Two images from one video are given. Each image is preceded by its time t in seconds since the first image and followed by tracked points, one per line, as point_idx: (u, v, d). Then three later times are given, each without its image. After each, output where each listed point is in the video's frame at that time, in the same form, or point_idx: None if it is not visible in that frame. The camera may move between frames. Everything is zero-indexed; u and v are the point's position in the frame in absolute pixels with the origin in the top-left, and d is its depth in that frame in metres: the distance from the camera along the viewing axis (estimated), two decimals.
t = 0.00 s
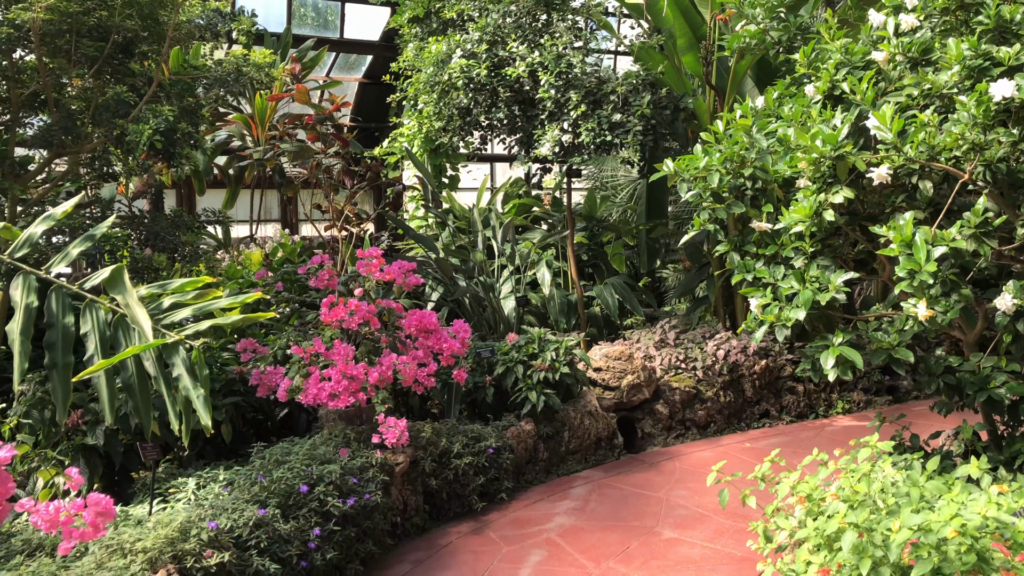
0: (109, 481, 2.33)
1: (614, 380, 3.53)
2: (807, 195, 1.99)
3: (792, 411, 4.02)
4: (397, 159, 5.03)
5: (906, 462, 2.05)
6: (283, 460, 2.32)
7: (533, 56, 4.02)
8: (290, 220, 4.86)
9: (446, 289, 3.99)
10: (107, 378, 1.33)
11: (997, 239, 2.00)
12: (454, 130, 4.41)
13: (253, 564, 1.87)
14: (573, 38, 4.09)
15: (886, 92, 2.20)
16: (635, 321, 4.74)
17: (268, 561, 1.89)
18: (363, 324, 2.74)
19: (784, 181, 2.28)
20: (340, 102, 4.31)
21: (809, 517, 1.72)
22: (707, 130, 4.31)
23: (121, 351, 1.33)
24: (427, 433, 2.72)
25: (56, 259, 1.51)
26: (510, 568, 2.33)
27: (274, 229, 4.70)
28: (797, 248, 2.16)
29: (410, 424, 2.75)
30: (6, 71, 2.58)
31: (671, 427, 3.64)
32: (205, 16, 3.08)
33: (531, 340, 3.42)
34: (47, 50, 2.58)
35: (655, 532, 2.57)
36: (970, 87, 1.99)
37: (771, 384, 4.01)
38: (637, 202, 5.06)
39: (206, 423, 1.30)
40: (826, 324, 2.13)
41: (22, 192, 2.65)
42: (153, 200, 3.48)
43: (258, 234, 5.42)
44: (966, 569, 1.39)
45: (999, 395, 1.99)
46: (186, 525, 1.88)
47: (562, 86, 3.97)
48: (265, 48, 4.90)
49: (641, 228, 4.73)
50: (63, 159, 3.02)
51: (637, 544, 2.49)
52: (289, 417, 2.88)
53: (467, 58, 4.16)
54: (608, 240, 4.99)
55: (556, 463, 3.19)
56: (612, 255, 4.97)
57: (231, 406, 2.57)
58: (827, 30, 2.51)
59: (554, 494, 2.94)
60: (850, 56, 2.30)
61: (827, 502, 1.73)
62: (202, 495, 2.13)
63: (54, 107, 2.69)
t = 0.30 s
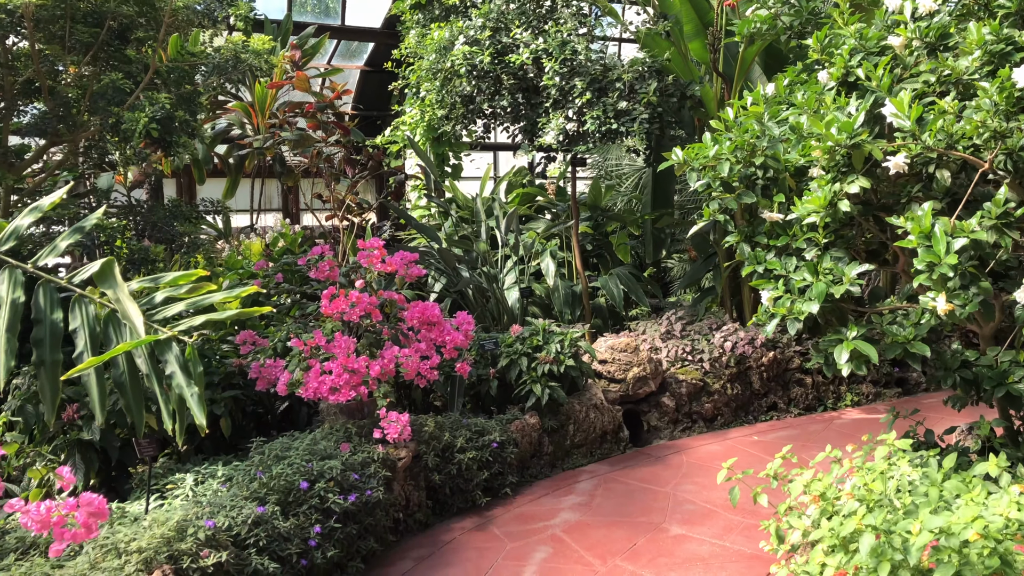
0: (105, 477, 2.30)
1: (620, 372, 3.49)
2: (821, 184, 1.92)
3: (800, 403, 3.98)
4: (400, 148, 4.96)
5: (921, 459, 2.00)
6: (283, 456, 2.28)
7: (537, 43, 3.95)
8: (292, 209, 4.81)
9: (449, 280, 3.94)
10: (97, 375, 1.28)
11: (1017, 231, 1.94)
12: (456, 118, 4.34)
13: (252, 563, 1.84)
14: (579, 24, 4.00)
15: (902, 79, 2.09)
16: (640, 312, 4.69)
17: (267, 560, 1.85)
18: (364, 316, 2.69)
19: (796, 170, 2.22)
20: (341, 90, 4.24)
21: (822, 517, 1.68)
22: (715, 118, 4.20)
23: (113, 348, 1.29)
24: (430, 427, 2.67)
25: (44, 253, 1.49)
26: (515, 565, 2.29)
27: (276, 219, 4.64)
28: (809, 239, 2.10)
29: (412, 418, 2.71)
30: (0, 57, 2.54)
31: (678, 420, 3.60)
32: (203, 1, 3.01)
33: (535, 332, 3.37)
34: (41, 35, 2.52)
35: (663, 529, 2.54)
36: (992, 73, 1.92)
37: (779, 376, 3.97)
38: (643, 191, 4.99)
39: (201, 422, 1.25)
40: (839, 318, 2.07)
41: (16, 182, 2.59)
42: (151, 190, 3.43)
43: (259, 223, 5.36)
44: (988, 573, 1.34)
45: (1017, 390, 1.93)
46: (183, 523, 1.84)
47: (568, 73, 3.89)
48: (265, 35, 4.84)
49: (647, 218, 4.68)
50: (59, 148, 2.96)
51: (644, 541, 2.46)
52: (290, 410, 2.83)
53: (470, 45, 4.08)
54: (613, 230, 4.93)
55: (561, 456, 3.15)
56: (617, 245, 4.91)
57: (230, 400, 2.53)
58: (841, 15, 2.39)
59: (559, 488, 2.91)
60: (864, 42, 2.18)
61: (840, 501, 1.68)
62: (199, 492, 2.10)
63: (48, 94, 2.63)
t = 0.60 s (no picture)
0: (104, 475, 2.25)
1: (628, 368, 3.42)
2: (843, 175, 1.84)
3: (811, 399, 3.92)
4: (404, 140, 4.89)
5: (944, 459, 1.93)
6: (284, 454, 2.22)
7: (544, 32, 3.87)
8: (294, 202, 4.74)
9: (454, 273, 3.87)
10: (86, 376, 1.26)
11: None
12: (461, 109, 4.27)
13: (253, 565, 1.78)
14: (586, 13, 3.92)
15: (923, 66, 2.03)
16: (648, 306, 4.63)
17: (268, 562, 1.80)
18: (368, 311, 2.62)
19: (814, 161, 2.14)
20: (344, 80, 4.16)
21: (844, 521, 1.61)
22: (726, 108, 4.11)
23: (102, 346, 1.26)
24: (436, 425, 2.61)
25: (32, 247, 1.53)
26: (523, 566, 2.23)
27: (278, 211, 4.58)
28: (828, 232, 2.02)
29: (418, 415, 2.65)
30: None
31: (687, 417, 3.54)
32: None
33: (542, 326, 3.31)
34: (36, 23, 2.46)
35: (674, 529, 2.49)
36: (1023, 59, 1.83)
37: (790, 372, 3.92)
38: (650, 183, 4.91)
39: (195, 426, 1.24)
40: (859, 313, 2.00)
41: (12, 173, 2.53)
42: (151, 182, 3.36)
43: (261, 216, 5.30)
44: None
45: None
46: (182, 525, 1.78)
47: (575, 62, 3.80)
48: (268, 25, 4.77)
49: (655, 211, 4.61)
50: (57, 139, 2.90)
51: (655, 541, 2.40)
52: (293, 407, 2.77)
53: (476, 34, 4.00)
54: (620, 223, 4.86)
55: (569, 454, 3.09)
56: (625, 239, 4.84)
57: (231, 396, 2.47)
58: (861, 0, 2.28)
59: (567, 486, 2.85)
60: (885, 28, 2.08)
61: (863, 505, 1.61)
62: (199, 492, 2.05)
63: (45, 84, 2.57)
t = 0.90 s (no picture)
0: (100, 476, 2.18)
1: (638, 365, 3.34)
2: (871, 164, 1.76)
3: (823, 396, 3.84)
4: (406, 132, 4.80)
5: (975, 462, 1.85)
6: (286, 455, 2.14)
7: (551, 20, 3.78)
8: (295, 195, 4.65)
9: (459, 268, 3.79)
10: (75, 376, 1.19)
11: None
12: (466, 100, 4.18)
13: (254, 572, 1.71)
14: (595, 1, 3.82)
15: (953, 52, 1.93)
16: (655, 301, 4.55)
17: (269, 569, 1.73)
18: (372, 307, 2.55)
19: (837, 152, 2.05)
20: (346, 70, 4.07)
21: (874, 528, 1.54)
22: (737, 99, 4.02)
23: (91, 345, 1.19)
24: (442, 424, 2.54)
25: (16, 239, 1.47)
26: (533, 571, 2.16)
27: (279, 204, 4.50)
28: (852, 225, 1.94)
29: (423, 414, 2.58)
30: None
31: (697, 415, 3.46)
32: None
33: (549, 322, 3.23)
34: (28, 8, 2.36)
35: (687, 531, 2.41)
36: None
37: (802, 369, 3.85)
38: (658, 176, 4.82)
39: (190, 430, 1.15)
40: (885, 310, 1.92)
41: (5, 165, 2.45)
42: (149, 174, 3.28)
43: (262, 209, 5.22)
44: None
45: None
46: (180, 531, 1.71)
47: (583, 52, 3.71)
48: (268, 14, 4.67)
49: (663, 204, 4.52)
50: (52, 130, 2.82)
51: (668, 544, 2.33)
52: (295, 404, 2.69)
53: (481, 22, 3.90)
54: (626, 217, 4.77)
55: (577, 453, 3.02)
56: (631, 233, 4.75)
57: (231, 395, 2.40)
58: None
59: (576, 487, 2.78)
60: (912, 11, 1.98)
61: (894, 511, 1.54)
62: (198, 494, 1.97)
63: (38, 72, 2.48)
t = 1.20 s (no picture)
0: (92, 478, 2.09)
1: (646, 362, 3.25)
2: (903, 153, 1.66)
3: (835, 393, 3.76)
4: (408, 124, 4.70)
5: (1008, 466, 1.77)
6: (285, 457, 2.06)
7: (557, 7, 3.68)
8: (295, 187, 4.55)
9: (463, 262, 3.70)
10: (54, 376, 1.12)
11: None
12: (469, 90, 4.08)
13: None
14: None
15: (986, 36, 1.83)
16: (662, 296, 4.46)
17: None
18: (375, 303, 2.46)
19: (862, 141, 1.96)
20: (347, 59, 3.97)
21: (907, 538, 1.45)
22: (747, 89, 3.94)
23: (72, 344, 1.13)
24: (446, 423, 2.46)
25: None
26: None
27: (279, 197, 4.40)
28: (879, 218, 1.85)
29: (427, 413, 2.49)
30: None
31: (707, 413, 3.38)
32: None
33: (556, 318, 3.14)
34: None
35: (701, 535, 2.33)
36: None
37: (814, 365, 3.77)
38: (665, 169, 4.73)
39: (179, 436, 1.05)
40: (913, 307, 1.83)
41: None
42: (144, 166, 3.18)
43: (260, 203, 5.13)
44: None
45: None
46: (173, 539, 1.63)
47: (590, 40, 3.61)
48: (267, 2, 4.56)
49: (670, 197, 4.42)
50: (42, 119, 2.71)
51: (682, 549, 2.25)
52: (294, 403, 2.61)
53: (486, 10, 3.80)
54: (633, 210, 4.68)
55: (585, 453, 2.93)
56: (638, 226, 4.66)
57: (228, 393, 2.32)
58: None
59: (584, 488, 2.69)
60: None
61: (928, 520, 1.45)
62: (194, 498, 1.89)
63: (28, 59, 2.38)
